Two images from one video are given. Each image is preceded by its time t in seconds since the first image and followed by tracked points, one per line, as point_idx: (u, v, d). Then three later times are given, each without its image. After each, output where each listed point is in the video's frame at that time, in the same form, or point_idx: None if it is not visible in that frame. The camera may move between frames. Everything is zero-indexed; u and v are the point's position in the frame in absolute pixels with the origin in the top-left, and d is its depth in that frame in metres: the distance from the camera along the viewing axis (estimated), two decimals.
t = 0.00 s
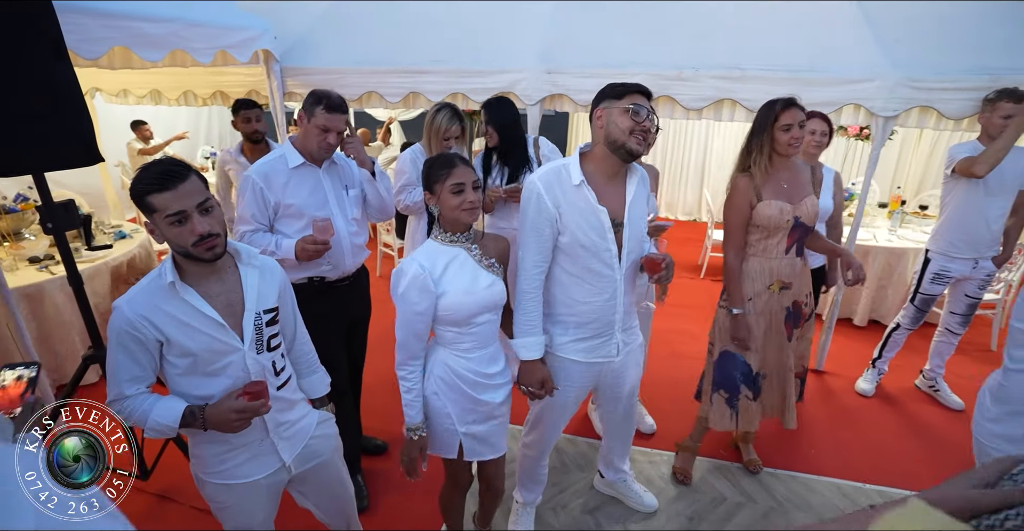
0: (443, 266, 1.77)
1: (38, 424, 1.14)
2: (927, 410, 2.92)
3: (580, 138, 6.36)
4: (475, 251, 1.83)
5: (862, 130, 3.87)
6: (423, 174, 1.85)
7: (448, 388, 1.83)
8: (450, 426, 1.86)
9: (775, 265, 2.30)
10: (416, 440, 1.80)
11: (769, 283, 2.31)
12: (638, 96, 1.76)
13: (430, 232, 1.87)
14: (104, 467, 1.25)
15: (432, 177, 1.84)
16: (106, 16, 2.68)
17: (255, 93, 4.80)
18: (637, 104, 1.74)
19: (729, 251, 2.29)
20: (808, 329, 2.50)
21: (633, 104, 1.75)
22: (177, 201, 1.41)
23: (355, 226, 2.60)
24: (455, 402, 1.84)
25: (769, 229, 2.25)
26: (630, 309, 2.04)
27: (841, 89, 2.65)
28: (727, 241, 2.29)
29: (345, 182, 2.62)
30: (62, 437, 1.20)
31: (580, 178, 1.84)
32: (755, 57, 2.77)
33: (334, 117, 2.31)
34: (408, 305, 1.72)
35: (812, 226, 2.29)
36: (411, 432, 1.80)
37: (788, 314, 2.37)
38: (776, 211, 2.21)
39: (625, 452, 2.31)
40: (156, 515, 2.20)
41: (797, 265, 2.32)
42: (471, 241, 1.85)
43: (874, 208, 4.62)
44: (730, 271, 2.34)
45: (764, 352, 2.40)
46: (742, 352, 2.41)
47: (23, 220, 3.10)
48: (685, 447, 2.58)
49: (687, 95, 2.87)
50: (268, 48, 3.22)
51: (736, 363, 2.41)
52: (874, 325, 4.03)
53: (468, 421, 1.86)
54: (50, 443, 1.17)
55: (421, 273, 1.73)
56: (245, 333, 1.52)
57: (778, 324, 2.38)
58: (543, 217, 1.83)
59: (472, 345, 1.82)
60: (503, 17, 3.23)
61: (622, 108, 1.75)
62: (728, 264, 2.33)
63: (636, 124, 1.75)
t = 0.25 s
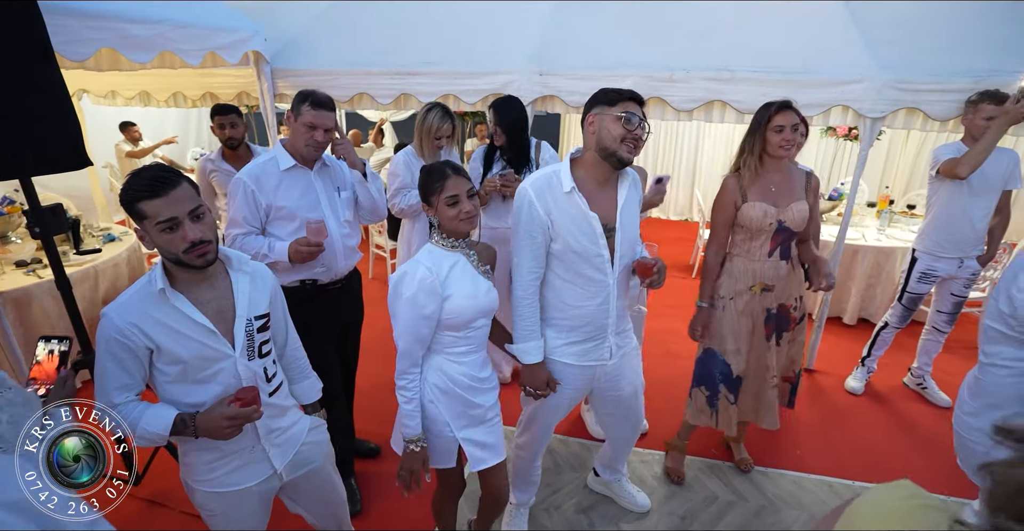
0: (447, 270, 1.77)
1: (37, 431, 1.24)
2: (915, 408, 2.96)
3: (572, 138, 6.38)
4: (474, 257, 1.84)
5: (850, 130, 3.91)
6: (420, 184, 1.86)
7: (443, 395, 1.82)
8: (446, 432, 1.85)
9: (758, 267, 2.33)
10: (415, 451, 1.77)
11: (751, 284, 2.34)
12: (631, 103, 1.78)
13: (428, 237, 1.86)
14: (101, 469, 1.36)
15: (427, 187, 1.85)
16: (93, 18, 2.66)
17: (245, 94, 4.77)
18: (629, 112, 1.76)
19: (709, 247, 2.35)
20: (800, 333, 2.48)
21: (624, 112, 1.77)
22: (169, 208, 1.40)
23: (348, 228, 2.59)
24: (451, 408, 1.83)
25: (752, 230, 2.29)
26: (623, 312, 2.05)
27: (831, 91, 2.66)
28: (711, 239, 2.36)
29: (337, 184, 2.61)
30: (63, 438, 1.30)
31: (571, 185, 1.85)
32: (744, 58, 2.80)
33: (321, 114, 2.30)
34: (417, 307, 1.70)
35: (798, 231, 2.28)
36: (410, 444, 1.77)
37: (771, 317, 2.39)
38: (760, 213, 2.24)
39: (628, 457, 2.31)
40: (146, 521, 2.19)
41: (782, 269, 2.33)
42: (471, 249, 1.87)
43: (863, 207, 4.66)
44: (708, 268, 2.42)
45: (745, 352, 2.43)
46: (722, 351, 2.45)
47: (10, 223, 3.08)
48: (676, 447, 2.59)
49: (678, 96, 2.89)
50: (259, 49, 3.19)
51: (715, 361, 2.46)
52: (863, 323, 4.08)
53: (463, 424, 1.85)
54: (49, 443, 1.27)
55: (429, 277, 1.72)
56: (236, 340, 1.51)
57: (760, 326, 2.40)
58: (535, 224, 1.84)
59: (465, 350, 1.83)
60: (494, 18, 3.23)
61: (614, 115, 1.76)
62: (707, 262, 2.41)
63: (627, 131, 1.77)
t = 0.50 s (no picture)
0: (456, 263, 1.76)
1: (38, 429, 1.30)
2: (910, 406, 2.97)
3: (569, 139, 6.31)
4: (481, 253, 1.85)
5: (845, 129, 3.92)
6: (428, 171, 1.83)
7: (451, 396, 1.81)
8: (455, 432, 1.85)
9: (741, 266, 2.35)
10: (436, 449, 1.77)
11: (733, 283, 2.37)
12: (626, 100, 1.78)
13: (435, 233, 1.84)
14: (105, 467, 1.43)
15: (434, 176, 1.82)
16: (86, 17, 2.65)
17: (239, 94, 4.76)
18: (622, 109, 1.75)
19: (694, 245, 2.44)
20: (788, 340, 2.43)
21: (618, 108, 1.76)
22: (163, 210, 1.39)
23: (343, 229, 2.59)
24: (459, 406, 1.83)
25: (738, 228, 2.32)
26: (622, 310, 2.04)
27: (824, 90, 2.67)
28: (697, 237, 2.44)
29: (331, 184, 2.60)
30: (61, 438, 1.34)
31: (567, 182, 1.84)
32: (739, 58, 2.80)
33: (308, 110, 2.31)
34: (429, 300, 1.69)
35: (785, 233, 2.28)
36: (431, 442, 1.76)
37: (751, 318, 2.40)
38: (746, 211, 2.26)
39: (618, 455, 2.31)
40: (140, 524, 2.17)
41: (766, 270, 2.33)
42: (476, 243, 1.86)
43: (858, 207, 4.66)
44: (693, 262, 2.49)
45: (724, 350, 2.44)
46: (702, 348, 2.45)
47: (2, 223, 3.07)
48: (665, 449, 2.62)
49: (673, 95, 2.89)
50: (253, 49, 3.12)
51: (695, 357, 2.46)
52: (859, 322, 4.09)
53: (469, 422, 1.86)
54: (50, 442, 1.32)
55: (441, 270, 1.71)
56: (231, 342, 1.51)
57: (740, 326, 2.42)
58: (532, 222, 1.84)
59: (470, 348, 1.83)
60: (489, 18, 3.23)
61: (608, 111, 1.76)
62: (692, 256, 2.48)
63: (621, 129, 1.76)
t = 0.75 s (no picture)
0: (454, 262, 1.75)
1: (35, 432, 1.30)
2: (908, 405, 2.97)
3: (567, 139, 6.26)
4: (481, 252, 1.83)
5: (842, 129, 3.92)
6: (432, 168, 1.82)
7: (456, 398, 1.81)
8: (462, 435, 1.84)
9: (725, 267, 2.34)
10: (445, 446, 1.77)
11: (715, 285, 2.37)
12: (623, 98, 1.77)
13: (436, 231, 1.83)
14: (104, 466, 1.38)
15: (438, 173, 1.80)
16: (81, 16, 2.63)
17: (236, 94, 4.74)
18: (618, 106, 1.75)
19: (678, 244, 2.42)
20: (769, 349, 2.43)
21: (614, 105, 1.76)
22: (156, 209, 1.38)
23: (339, 230, 2.58)
24: (462, 409, 1.82)
25: (724, 229, 2.30)
26: (621, 310, 2.04)
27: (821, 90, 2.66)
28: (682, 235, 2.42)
29: (328, 184, 2.59)
30: (62, 437, 1.34)
31: (564, 180, 1.84)
32: (736, 57, 2.79)
33: (284, 105, 2.28)
34: (428, 301, 1.68)
35: (771, 235, 2.27)
36: (439, 438, 1.76)
37: (732, 321, 2.40)
38: (732, 211, 2.24)
39: (611, 452, 2.31)
40: (135, 525, 2.16)
41: (750, 274, 2.33)
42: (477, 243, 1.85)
43: (856, 207, 4.67)
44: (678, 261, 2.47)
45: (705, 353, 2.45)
46: (685, 348, 2.46)
47: None
48: (663, 450, 2.61)
49: (671, 95, 2.88)
50: (249, 48, 3.11)
51: (677, 357, 2.47)
52: (857, 322, 4.09)
53: (477, 426, 1.85)
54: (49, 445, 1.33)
55: (439, 270, 1.70)
56: (225, 342, 1.50)
57: (722, 329, 2.42)
58: (529, 222, 1.83)
59: (471, 350, 1.82)
60: (486, 17, 3.22)
61: (604, 110, 1.76)
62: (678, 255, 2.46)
63: (618, 127, 1.76)
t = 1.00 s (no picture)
0: (437, 277, 1.74)
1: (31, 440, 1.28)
2: (908, 405, 2.96)
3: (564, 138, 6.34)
4: (470, 258, 1.81)
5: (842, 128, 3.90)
6: (426, 174, 1.81)
7: (452, 402, 1.82)
8: (462, 439, 1.84)
9: (718, 271, 2.31)
10: (435, 448, 1.78)
11: (710, 289, 2.34)
12: (619, 98, 1.77)
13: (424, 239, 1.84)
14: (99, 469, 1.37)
15: (434, 178, 1.80)
16: (77, 15, 2.62)
17: (234, 94, 4.73)
18: (617, 108, 1.74)
19: (669, 246, 2.35)
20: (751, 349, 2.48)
21: (613, 107, 1.75)
22: (150, 209, 1.37)
23: (337, 229, 2.57)
24: (460, 413, 1.83)
25: (720, 232, 2.25)
26: (621, 308, 2.03)
27: (820, 88, 2.65)
28: (674, 235, 2.34)
29: (325, 184, 2.58)
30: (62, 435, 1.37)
31: (563, 180, 1.83)
32: (735, 56, 2.78)
33: (270, 105, 2.27)
34: (411, 312, 1.69)
35: (761, 237, 2.28)
36: (431, 440, 1.78)
37: (723, 325, 2.40)
38: (729, 214, 2.20)
39: (614, 454, 2.30)
40: (131, 526, 2.16)
41: (741, 276, 2.32)
42: (466, 249, 1.83)
43: (856, 206, 4.65)
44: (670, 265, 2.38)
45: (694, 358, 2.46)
46: (673, 351, 2.47)
47: None
48: (661, 451, 2.59)
49: (669, 94, 2.86)
50: (247, 47, 3.10)
51: (666, 360, 2.47)
52: (857, 322, 4.07)
53: (479, 428, 1.84)
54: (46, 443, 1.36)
55: (419, 280, 1.70)
56: (219, 343, 1.50)
57: (714, 333, 2.42)
58: (528, 222, 1.82)
59: (465, 356, 1.80)
60: (484, 16, 3.21)
61: (603, 111, 1.75)
62: (670, 258, 2.37)
63: (616, 128, 1.75)
